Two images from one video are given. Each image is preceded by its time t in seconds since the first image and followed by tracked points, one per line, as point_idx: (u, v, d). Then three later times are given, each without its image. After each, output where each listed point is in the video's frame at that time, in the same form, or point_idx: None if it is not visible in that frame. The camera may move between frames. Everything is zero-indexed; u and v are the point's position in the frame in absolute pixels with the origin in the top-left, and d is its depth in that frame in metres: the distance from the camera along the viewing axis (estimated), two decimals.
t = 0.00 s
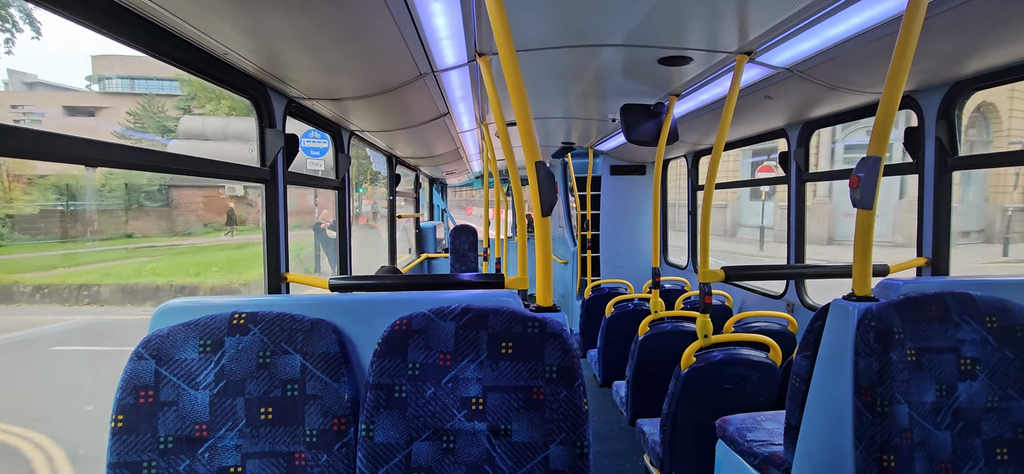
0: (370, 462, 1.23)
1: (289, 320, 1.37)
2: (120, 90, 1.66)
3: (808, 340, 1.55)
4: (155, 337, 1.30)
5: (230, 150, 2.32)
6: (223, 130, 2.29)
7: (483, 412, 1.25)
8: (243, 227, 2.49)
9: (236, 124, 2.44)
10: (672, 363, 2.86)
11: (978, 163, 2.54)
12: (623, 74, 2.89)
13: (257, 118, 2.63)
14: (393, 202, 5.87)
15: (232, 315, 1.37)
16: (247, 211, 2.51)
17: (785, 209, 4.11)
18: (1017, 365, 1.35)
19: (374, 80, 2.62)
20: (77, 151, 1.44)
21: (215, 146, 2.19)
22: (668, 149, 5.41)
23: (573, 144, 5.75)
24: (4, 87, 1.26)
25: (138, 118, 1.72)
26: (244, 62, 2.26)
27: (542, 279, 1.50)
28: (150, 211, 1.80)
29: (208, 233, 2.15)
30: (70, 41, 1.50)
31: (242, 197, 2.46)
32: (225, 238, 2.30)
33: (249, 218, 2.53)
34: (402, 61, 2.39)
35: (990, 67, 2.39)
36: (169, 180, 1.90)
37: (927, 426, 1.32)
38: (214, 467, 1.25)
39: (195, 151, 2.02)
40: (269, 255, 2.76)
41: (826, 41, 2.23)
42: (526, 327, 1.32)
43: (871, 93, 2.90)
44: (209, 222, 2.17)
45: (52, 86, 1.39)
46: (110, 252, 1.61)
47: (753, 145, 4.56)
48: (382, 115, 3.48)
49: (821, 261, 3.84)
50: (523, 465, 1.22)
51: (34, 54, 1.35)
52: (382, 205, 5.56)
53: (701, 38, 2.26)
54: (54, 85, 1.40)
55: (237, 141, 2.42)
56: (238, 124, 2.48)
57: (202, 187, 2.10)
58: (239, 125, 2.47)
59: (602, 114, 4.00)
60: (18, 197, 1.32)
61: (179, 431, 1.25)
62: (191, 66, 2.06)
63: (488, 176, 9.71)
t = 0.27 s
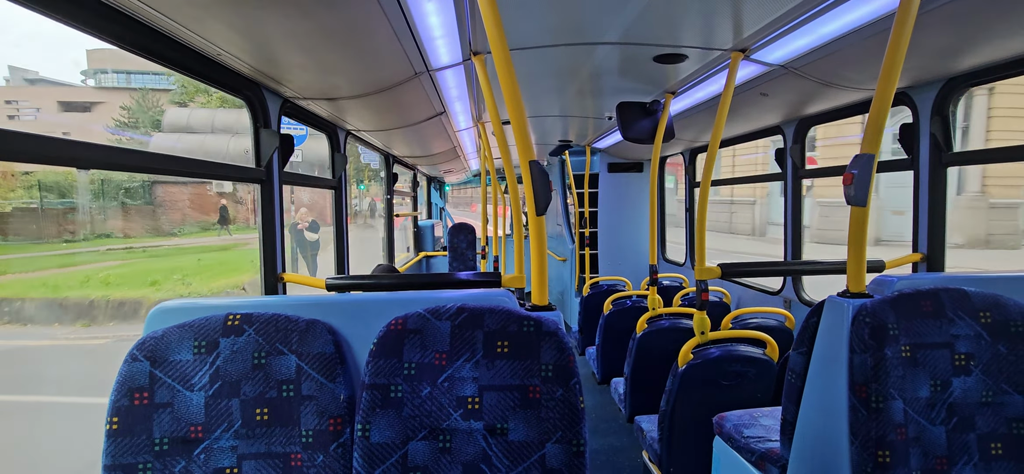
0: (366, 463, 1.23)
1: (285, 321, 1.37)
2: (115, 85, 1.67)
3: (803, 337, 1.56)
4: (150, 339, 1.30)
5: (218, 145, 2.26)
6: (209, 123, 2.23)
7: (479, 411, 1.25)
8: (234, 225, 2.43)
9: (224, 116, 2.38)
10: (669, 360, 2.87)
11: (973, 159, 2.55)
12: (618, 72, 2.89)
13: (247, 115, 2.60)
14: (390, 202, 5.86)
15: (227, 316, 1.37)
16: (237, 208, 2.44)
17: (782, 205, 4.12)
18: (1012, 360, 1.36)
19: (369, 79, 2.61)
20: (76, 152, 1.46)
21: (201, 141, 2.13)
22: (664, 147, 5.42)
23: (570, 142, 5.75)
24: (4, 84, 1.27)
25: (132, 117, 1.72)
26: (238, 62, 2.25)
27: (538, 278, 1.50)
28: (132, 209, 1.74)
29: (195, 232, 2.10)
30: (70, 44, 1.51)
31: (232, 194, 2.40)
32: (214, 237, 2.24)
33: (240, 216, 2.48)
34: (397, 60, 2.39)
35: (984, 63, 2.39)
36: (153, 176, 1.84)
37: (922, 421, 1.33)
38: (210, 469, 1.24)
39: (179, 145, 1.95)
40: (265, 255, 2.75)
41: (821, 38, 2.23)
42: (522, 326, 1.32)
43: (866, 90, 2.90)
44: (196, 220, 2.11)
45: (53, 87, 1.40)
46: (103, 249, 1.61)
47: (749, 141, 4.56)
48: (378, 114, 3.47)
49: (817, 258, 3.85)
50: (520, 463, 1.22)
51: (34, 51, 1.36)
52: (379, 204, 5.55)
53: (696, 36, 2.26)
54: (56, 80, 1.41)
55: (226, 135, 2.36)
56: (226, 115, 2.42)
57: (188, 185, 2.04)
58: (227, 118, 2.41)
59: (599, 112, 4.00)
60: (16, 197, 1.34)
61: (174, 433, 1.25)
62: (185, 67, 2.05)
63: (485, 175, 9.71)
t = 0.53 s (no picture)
0: (361, 463, 1.22)
1: (279, 321, 1.36)
2: (108, 83, 1.66)
3: (798, 335, 1.56)
4: (143, 340, 1.29)
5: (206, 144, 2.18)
6: (196, 120, 2.14)
7: (474, 411, 1.25)
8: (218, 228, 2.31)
9: (212, 113, 2.30)
10: (664, 358, 2.87)
11: (966, 157, 2.56)
12: (614, 71, 2.89)
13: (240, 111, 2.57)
14: (384, 201, 5.84)
15: (221, 316, 1.36)
16: (221, 210, 2.33)
17: (777, 204, 4.13)
18: (1004, 358, 1.37)
19: (363, 78, 2.60)
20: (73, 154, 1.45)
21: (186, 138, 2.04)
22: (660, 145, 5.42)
23: (566, 141, 5.75)
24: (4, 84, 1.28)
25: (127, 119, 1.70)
26: (232, 61, 2.24)
27: (533, 277, 1.49)
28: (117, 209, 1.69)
29: (178, 235, 2.00)
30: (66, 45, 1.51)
31: (216, 195, 2.29)
32: (197, 240, 2.13)
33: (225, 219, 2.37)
34: (391, 59, 2.38)
35: (977, 62, 2.40)
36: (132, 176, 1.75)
37: (915, 419, 1.33)
38: (204, 470, 1.24)
39: (171, 145, 1.92)
40: (258, 255, 2.73)
41: (815, 37, 2.23)
42: (517, 326, 1.32)
43: (861, 88, 2.91)
44: (178, 223, 2.01)
45: (48, 88, 1.40)
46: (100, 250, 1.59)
47: (744, 140, 4.57)
48: (373, 113, 3.46)
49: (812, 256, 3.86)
50: (515, 463, 1.22)
51: (31, 51, 1.36)
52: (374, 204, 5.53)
53: (691, 35, 2.26)
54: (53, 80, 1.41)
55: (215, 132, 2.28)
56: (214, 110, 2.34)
57: (169, 184, 1.95)
58: (216, 115, 2.33)
59: (594, 110, 4.00)
60: (10, 200, 1.32)
61: (168, 434, 1.24)
62: (178, 65, 2.03)
63: (480, 174, 9.69)
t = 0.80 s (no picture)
0: (355, 462, 1.21)
1: (273, 319, 1.35)
2: (107, 85, 1.63)
3: (794, 334, 1.57)
4: (135, 338, 1.28)
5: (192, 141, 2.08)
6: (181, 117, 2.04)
7: (469, 410, 1.24)
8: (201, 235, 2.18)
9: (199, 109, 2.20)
10: (660, 358, 2.87)
11: (960, 158, 2.58)
12: (611, 71, 2.89)
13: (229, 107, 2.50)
14: (380, 201, 5.82)
15: (214, 314, 1.35)
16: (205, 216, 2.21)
17: (772, 205, 4.14)
18: (999, 356, 1.37)
19: (358, 77, 2.59)
20: (75, 151, 1.46)
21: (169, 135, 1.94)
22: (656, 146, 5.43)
23: (562, 141, 5.76)
24: (6, 87, 1.27)
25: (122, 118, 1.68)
26: (227, 59, 2.23)
27: (528, 276, 1.49)
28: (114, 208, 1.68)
29: (159, 239, 1.88)
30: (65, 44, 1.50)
31: (200, 198, 2.17)
32: (178, 248, 2.00)
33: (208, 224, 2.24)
34: (388, 57, 2.37)
35: (971, 62, 2.42)
36: (111, 176, 1.64)
37: (910, 417, 1.34)
38: (196, 469, 1.23)
39: (166, 143, 1.90)
40: (253, 254, 2.71)
41: (811, 37, 2.24)
42: (513, 324, 1.31)
43: (856, 89, 2.92)
44: (159, 228, 1.89)
45: (47, 86, 1.39)
46: (98, 254, 1.56)
47: (740, 141, 4.59)
48: (369, 112, 3.45)
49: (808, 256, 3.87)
50: (510, 462, 1.22)
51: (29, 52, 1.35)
52: (370, 204, 5.50)
53: (687, 34, 2.26)
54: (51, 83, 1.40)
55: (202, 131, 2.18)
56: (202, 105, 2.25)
57: (149, 187, 1.84)
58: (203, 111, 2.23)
59: (591, 111, 4.00)
60: None
61: (160, 433, 1.23)
62: (174, 62, 2.01)
63: (477, 174, 9.68)
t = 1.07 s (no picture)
0: (351, 465, 1.22)
1: (268, 322, 1.35)
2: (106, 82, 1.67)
3: (788, 335, 1.58)
4: (130, 341, 1.28)
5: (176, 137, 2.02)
6: (166, 112, 1.98)
7: (464, 412, 1.25)
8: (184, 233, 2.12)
9: (182, 103, 2.13)
10: (658, 358, 2.88)
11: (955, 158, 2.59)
12: (607, 71, 2.89)
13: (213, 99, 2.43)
14: (379, 200, 5.82)
15: (209, 317, 1.35)
16: (189, 213, 2.14)
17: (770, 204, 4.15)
18: (991, 358, 1.38)
19: (354, 77, 2.59)
20: (70, 156, 1.47)
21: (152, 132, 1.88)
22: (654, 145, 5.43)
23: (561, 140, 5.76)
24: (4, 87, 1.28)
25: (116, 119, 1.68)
26: (221, 60, 2.22)
27: (524, 278, 1.49)
28: (107, 209, 1.68)
29: (140, 238, 1.84)
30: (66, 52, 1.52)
31: (184, 195, 2.11)
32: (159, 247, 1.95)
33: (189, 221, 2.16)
34: (384, 57, 2.37)
35: (966, 63, 2.42)
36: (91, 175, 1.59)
37: (903, 418, 1.35)
38: (192, 472, 1.23)
39: (158, 144, 1.90)
40: (251, 254, 2.71)
41: (806, 38, 2.24)
42: (508, 326, 1.32)
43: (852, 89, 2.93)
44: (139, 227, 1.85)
45: (40, 88, 1.39)
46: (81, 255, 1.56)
47: (738, 140, 4.59)
48: (366, 112, 3.44)
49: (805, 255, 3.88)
50: (505, 463, 1.22)
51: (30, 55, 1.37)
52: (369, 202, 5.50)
53: (683, 35, 2.27)
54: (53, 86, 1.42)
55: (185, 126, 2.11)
56: (185, 99, 2.18)
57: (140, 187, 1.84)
58: (186, 104, 2.16)
59: (588, 110, 3.99)
60: None
61: (156, 436, 1.23)
62: (166, 64, 2.00)
63: (476, 172, 9.67)
